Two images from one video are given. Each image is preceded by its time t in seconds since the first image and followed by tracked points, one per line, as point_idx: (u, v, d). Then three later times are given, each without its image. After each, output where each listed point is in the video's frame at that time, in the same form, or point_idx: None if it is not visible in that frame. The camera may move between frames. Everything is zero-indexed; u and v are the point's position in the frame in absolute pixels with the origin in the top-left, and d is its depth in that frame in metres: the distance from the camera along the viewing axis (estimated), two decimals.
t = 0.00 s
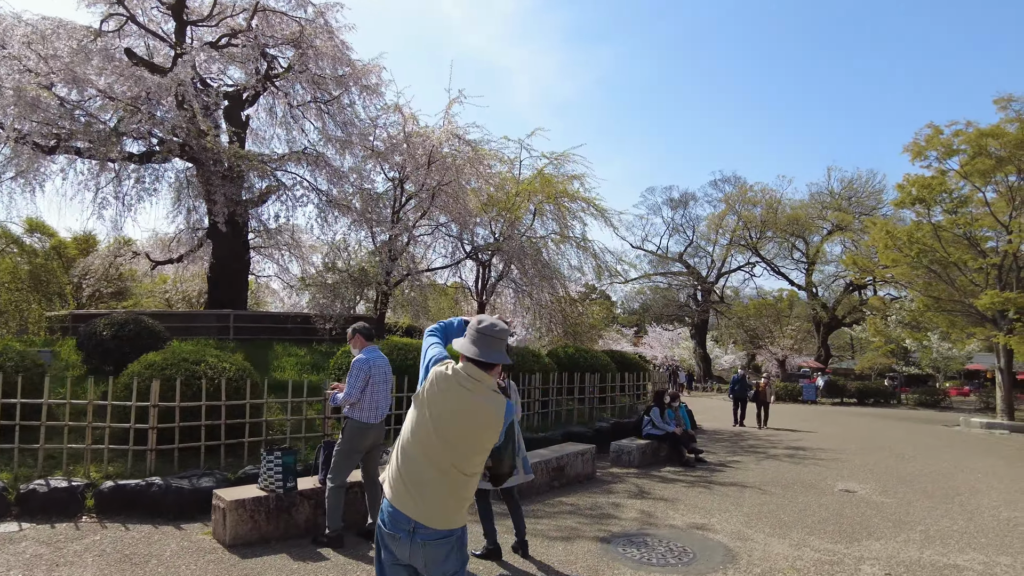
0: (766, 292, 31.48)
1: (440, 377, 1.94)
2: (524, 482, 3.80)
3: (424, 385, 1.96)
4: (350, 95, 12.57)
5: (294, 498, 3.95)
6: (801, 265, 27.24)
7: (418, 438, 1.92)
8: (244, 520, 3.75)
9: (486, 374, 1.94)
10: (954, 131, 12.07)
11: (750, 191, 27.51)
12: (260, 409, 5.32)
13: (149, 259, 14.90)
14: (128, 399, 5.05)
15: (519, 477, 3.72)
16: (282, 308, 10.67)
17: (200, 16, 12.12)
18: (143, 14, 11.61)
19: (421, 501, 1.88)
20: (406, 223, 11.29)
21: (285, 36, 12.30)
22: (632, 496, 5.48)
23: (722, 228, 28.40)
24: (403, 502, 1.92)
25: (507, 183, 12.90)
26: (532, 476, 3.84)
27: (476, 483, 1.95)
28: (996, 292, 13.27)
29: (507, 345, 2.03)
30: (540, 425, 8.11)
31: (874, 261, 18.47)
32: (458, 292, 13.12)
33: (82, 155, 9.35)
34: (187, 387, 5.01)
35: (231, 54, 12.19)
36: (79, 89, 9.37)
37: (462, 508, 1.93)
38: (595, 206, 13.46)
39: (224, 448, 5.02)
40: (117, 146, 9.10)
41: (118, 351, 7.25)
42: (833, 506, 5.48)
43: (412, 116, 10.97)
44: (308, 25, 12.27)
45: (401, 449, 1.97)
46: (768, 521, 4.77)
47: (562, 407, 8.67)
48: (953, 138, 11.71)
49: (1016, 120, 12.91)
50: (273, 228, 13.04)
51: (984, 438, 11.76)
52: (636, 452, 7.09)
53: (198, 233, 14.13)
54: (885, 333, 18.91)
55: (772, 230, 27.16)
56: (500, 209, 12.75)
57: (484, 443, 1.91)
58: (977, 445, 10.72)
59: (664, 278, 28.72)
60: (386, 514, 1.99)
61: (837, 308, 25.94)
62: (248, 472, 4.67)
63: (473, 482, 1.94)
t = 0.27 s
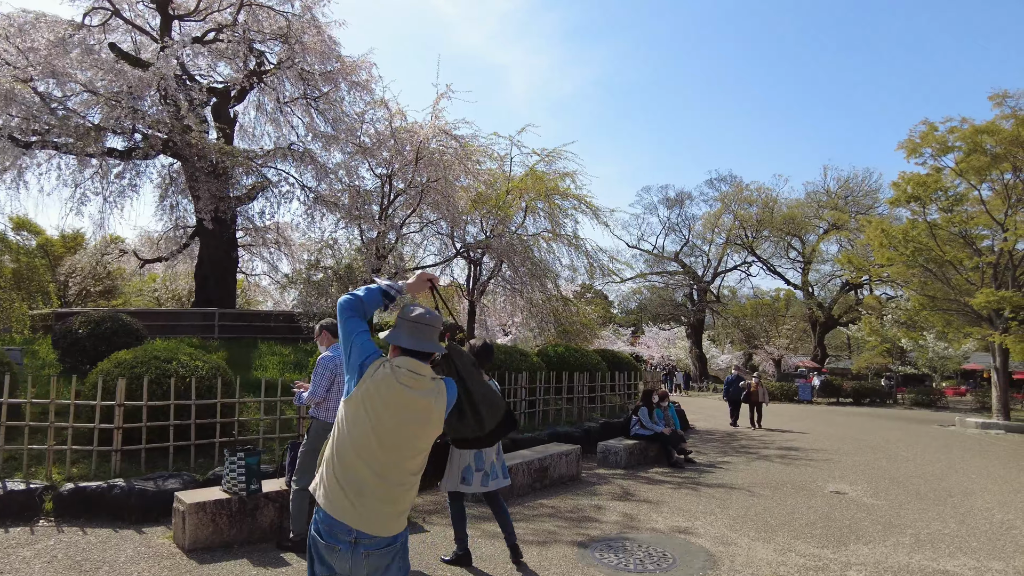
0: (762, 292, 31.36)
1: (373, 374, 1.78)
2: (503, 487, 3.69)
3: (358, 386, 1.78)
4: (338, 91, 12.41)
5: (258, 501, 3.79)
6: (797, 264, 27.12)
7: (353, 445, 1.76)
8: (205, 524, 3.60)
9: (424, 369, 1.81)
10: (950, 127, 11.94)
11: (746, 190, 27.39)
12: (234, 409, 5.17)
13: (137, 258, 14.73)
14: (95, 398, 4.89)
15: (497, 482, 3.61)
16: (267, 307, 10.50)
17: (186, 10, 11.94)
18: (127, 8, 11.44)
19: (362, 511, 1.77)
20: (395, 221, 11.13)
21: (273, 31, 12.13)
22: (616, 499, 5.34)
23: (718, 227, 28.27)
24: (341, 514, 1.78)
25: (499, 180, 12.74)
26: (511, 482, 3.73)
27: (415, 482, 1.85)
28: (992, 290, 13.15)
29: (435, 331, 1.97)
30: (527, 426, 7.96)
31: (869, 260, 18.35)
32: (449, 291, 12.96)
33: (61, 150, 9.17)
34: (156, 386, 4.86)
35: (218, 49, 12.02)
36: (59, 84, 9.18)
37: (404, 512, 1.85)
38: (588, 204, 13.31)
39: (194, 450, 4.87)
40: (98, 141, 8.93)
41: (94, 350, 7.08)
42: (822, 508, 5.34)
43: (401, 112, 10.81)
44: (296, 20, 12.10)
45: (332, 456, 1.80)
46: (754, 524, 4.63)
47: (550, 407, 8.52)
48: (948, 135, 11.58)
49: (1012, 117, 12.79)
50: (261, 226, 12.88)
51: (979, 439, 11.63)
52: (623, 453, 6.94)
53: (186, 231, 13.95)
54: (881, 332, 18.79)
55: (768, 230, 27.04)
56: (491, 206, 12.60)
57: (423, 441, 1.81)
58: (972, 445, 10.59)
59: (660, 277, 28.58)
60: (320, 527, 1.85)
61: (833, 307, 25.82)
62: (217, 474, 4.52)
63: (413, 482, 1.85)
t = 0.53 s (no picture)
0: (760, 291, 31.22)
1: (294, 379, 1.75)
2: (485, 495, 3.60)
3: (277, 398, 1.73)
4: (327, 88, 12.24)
5: (223, 507, 3.64)
6: (795, 264, 26.96)
7: (281, 458, 1.70)
8: (165, 531, 3.44)
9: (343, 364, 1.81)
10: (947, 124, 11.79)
11: (744, 189, 27.23)
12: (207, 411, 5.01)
13: (126, 257, 14.58)
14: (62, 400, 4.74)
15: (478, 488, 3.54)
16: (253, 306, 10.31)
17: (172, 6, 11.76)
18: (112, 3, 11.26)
19: (303, 523, 1.70)
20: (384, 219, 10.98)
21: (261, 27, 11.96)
22: (601, 503, 5.19)
23: (715, 227, 28.13)
24: (280, 533, 1.70)
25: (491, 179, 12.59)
26: (495, 491, 3.62)
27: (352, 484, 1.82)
28: (990, 289, 13.00)
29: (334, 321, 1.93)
30: (516, 427, 7.81)
31: (867, 259, 18.20)
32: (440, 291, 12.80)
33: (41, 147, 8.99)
34: (125, 387, 4.70)
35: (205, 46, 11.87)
36: (39, 80, 9.00)
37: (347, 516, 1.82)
38: (581, 202, 13.17)
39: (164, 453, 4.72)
40: (79, 138, 8.78)
41: (70, 351, 6.92)
42: (813, 512, 5.19)
43: (390, 109, 10.65)
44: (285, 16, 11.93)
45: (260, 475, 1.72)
46: (741, 529, 4.48)
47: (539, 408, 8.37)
48: (945, 132, 11.43)
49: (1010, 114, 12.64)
50: (250, 225, 12.73)
51: (977, 440, 11.49)
52: (612, 455, 6.79)
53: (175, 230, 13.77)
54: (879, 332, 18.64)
55: (765, 229, 26.90)
56: (483, 204, 12.44)
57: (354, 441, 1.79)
58: (969, 446, 10.45)
59: (657, 277, 28.41)
60: (256, 550, 1.73)
61: (831, 307, 25.67)
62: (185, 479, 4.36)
63: (352, 484, 1.82)
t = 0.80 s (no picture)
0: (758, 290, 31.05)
1: (186, 380, 1.63)
2: (466, 497, 3.48)
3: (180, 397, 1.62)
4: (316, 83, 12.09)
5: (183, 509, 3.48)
6: (792, 262, 26.82)
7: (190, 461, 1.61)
8: (121, 534, 3.29)
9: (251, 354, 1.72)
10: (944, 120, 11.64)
11: (741, 187, 27.09)
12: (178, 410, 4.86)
13: (115, 254, 14.42)
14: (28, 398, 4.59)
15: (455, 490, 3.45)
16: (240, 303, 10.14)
17: None
18: None
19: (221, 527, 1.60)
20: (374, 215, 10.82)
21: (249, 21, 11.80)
22: (585, 504, 5.04)
23: (712, 225, 27.99)
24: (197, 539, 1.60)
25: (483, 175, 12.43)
26: (475, 494, 3.48)
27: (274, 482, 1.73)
28: (987, 287, 12.86)
29: (254, 307, 1.84)
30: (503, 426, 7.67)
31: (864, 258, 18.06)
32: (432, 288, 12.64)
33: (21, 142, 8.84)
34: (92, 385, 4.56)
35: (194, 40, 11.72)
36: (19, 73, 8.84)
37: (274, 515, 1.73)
38: (574, 199, 13.01)
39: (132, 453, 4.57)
40: (59, 132, 8.61)
41: (46, 348, 6.77)
42: (803, 514, 5.04)
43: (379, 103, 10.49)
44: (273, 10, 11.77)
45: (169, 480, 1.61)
46: (727, 532, 4.33)
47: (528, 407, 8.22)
48: (942, 128, 11.29)
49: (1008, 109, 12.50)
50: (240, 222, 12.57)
51: (975, 439, 11.34)
52: (600, 455, 6.64)
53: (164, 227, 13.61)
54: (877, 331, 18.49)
55: (763, 228, 26.76)
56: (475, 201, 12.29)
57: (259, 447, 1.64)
58: (967, 446, 10.30)
59: (654, 276, 28.26)
60: (171, 557, 1.63)
61: (829, 306, 25.52)
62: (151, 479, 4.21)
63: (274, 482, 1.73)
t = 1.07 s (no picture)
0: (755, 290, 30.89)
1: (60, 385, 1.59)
2: (430, 507, 3.33)
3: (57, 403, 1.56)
4: (305, 81, 11.94)
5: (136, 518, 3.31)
6: (789, 262, 26.68)
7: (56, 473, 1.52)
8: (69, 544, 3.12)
9: (133, 356, 1.66)
10: (940, 117, 11.50)
11: (737, 186, 26.98)
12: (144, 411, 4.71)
13: (103, 254, 14.26)
14: None
15: (417, 497, 3.32)
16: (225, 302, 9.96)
17: None
18: None
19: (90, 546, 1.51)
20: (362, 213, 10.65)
21: (237, 18, 11.66)
22: (565, 509, 4.89)
23: (708, 225, 27.87)
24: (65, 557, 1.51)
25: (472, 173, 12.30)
26: (437, 505, 3.29)
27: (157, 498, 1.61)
28: (984, 286, 12.73)
29: (162, 309, 1.77)
30: (488, 428, 7.52)
31: (860, 257, 17.93)
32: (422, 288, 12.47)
33: None
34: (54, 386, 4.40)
35: (180, 37, 11.54)
36: None
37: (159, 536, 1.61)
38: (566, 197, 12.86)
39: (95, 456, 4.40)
40: (36, 128, 8.45)
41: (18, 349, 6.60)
42: (791, 519, 4.88)
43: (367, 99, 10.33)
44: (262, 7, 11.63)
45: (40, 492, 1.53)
46: (708, 539, 4.18)
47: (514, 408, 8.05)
48: (939, 125, 11.13)
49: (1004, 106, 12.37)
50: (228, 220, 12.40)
51: (970, 441, 11.19)
52: (586, 457, 6.48)
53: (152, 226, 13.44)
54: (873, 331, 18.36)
55: (759, 227, 26.62)
56: (465, 199, 12.14)
57: (124, 460, 1.53)
58: (962, 447, 10.15)
59: (650, 276, 28.12)
60: None
61: (825, 305, 25.39)
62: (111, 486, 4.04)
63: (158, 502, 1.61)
